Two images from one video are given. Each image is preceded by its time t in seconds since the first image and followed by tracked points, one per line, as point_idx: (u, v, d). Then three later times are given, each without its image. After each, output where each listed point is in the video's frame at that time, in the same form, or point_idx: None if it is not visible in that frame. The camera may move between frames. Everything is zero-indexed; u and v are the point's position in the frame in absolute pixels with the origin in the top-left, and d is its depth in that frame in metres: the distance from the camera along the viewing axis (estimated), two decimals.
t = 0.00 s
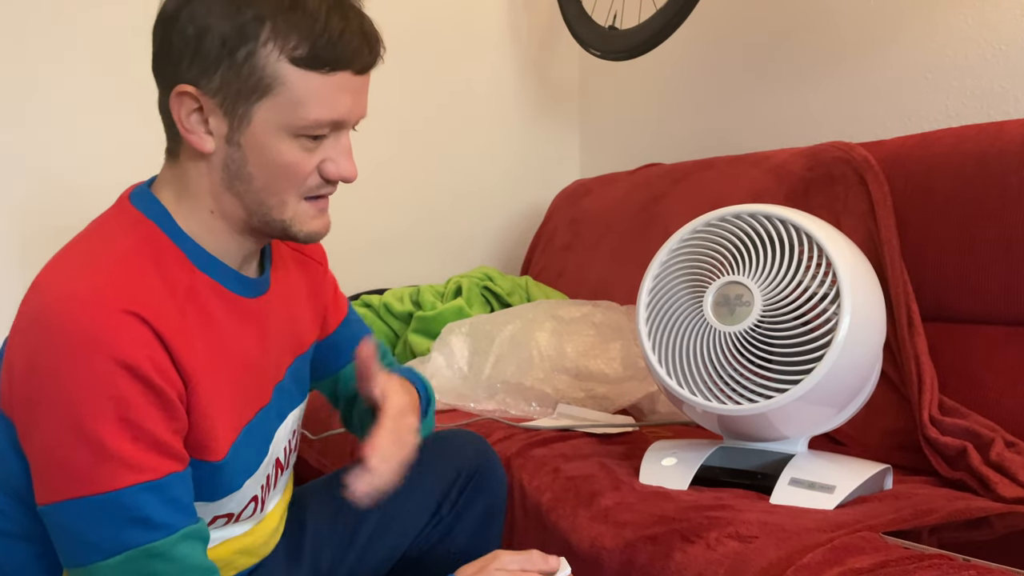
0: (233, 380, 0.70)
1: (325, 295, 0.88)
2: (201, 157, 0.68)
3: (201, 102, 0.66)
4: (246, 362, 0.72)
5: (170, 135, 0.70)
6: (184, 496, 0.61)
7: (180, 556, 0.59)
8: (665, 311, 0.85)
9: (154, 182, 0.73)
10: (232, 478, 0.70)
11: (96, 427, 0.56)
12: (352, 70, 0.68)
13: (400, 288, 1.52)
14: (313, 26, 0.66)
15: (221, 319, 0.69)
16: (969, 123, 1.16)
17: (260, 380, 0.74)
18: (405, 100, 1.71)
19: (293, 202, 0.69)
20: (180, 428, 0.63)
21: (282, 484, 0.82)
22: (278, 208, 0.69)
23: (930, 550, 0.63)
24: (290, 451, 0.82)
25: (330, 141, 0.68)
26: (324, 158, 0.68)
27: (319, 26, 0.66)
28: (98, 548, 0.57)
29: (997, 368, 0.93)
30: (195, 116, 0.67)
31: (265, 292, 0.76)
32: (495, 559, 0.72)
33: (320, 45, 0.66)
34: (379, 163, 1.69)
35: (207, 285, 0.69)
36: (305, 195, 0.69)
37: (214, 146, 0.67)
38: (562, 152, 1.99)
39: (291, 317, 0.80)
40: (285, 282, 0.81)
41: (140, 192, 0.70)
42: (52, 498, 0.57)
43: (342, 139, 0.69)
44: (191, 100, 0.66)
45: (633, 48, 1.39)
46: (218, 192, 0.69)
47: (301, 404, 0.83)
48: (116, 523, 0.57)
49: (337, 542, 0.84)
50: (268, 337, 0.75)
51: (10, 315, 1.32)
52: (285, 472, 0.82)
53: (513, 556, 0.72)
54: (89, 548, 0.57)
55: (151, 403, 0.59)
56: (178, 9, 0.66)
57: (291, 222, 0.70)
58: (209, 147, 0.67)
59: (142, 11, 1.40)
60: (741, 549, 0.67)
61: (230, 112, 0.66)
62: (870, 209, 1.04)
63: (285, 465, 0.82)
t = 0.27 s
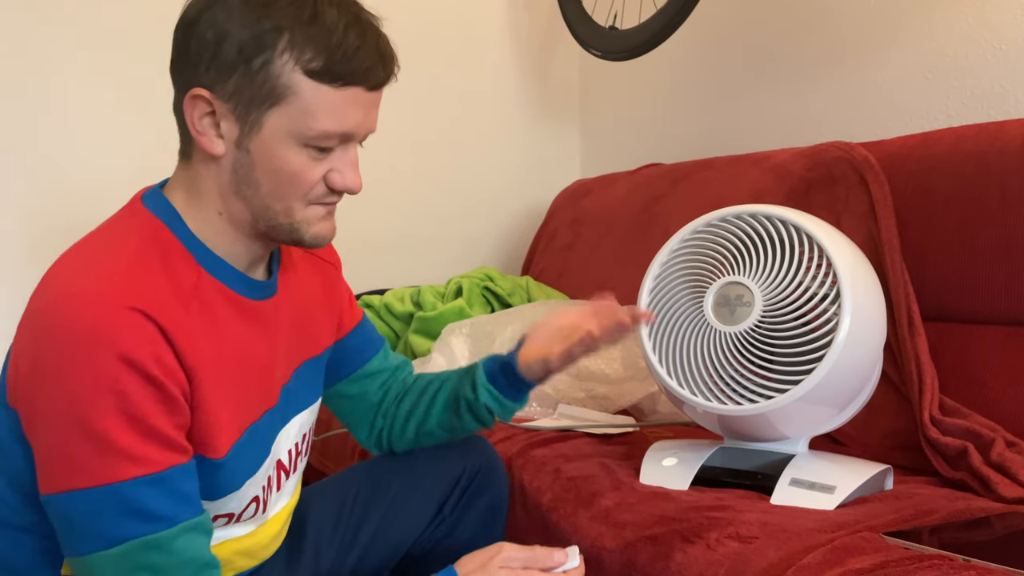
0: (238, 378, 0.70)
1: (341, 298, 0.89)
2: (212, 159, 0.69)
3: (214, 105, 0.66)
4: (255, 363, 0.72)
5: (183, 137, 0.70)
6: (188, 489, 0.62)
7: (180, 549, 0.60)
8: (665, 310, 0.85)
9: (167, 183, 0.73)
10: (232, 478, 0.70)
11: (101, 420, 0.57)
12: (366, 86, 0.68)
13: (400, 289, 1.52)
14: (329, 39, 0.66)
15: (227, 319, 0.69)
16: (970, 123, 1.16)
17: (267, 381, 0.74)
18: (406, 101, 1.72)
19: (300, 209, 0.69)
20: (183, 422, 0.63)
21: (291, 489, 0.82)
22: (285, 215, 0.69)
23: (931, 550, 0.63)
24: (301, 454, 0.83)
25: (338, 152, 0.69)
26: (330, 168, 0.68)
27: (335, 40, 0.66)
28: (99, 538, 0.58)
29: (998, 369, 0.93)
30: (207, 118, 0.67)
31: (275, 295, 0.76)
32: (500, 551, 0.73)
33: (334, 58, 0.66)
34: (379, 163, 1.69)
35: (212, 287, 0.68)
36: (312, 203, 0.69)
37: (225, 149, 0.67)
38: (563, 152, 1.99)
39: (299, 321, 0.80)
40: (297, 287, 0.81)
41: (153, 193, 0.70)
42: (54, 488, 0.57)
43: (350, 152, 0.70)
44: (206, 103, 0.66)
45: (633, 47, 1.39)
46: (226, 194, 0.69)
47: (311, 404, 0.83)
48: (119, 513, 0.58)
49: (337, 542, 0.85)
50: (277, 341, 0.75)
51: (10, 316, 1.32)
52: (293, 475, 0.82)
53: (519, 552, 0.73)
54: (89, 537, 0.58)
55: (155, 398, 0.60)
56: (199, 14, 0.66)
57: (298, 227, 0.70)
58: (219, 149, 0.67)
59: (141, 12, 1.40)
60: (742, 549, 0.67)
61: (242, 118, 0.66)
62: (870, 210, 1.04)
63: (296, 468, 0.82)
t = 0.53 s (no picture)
0: (249, 375, 0.70)
1: (346, 299, 0.89)
2: (219, 153, 0.69)
3: (221, 99, 0.66)
4: (264, 361, 0.72)
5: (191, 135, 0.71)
6: (206, 475, 0.62)
7: (200, 535, 0.60)
8: (665, 310, 0.85)
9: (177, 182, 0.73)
10: (241, 475, 0.70)
11: (118, 412, 0.57)
12: (370, 78, 0.68)
13: (400, 289, 1.52)
14: (333, 31, 0.66)
15: (237, 315, 0.69)
16: (970, 122, 1.15)
17: (277, 378, 0.73)
18: (406, 100, 1.71)
19: (307, 203, 0.69)
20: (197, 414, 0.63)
21: (298, 488, 0.82)
22: (292, 208, 0.69)
23: (933, 550, 0.63)
24: (306, 453, 0.83)
25: (343, 143, 0.68)
26: (336, 161, 0.68)
27: (339, 32, 0.66)
28: (119, 528, 0.58)
29: (999, 368, 0.93)
30: (214, 113, 0.67)
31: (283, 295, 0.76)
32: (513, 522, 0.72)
33: (338, 50, 0.66)
34: (379, 163, 1.69)
35: (221, 287, 0.68)
36: (321, 196, 0.69)
37: (231, 142, 0.67)
38: (563, 152, 1.98)
39: (306, 320, 0.80)
40: (303, 285, 0.81)
41: (162, 193, 0.70)
42: (71, 481, 0.57)
43: (354, 143, 0.69)
44: (212, 97, 0.66)
45: (634, 46, 1.39)
46: (235, 189, 0.69)
47: (319, 403, 0.84)
48: (139, 501, 0.58)
49: (338, 541, 0.85)
50: (286, 341, 0.75)
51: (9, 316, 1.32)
52: (299, 475, 0.83)
53: (532, 521, 0.71)
54: (109, 527, 0.58)
55: (169, 392, 0.60)
56: (205, 11, 0.66)
57: (305, 221, 0.69)
58: (226, 143, 0.67)
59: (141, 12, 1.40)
60: (743, 549, 0.67)
61: (248, 110, 0.66)
62: (871, 208, 1.03)
63: (302, 468, 0.83)
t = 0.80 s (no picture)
0: (243, 384, 0.70)
1: (343, 298, 0.89)
2: (209, 149, 0.69)
3: (208, 95, 0.66)
4: (259, 364, 0.72)
5: (183, 135, 0.71)
6: (200, 487, 0.62)
7: (194, 547, 0.61)
8: (665, 311, 0.85)
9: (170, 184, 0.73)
10: (236, 481, 0.70)
11: (111, 424, 0.57)
12: (357, 69, 0.68)
13: (401, 289, 1.52)
14: (318, 23, 0.66)
15: (232, 323, 0.69)
16: (971, 122, 1.15)
17: (271, 385, 0.73)
18: (406, 101, 1.71)
19: (300, 197, 0.69)
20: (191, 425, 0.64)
21: (296, 492, 0.82)
22: (285, 202, 0.68)
23: (934, 551, 0.63)
24: (306, 457, 0.83)
25: (334, 135, 0.68)
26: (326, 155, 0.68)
27: (323, 24, 0.66)
28: (114, 539, 0.58)
29: (1000, 367, 0.92)
30: (202, 109, 0.67)
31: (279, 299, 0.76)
32: (505, 543, 0.72)
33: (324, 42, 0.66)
34: (379, 164, 1.69)
35: (216, 291, 0.68)
36: (312, 190, 0.69)
37: (221, 139, 0.67)
38: (563, 152, 1.98)
39: (302, 321, 0.80)
40: (297, 284, 0.81)
41: (157, 196, 0.70)
42: (64, 491, 0.57)
43: (347, 137, 0.69)
44: (200, 94, 0.66)
45: (634, 46, 1.39)
46: (227, 186, 0.69)
47: (317, 404, 0.84)
48: (133, 514, 0.58)
49: (336, 545, 0.84)
50: (281, 343, 0.75)
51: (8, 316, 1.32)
52: (299, 478, 0.83)
53: (525, 542, 0.72)
54: (104, 538, 0.58)
55: (162, 402, 0.60)
56: (190, 10, 0.66)
57: (297, 216, 0.69)
58: (216, 140, 0.67)
59: (142, 12, 1.40)
60: (744, 550, 0.67)
61: (236, 105, 0.66)
62: (871, 208, 1.03)
63: (302, 470, 0.83)
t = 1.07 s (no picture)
0: (236, 389, 0.70)
1: (335, 298, 0.90)
2: (218, 158, 0.68)
3: (223, 105, 0.66)
4: (252, 368, 0.72)
5: (180, 143, 0.69)
6: (190, 494, 0.63)
7: (185, 554, 0.61)
8: (665, 313, 0.85)
9: (162, 188, 0.73)
10: (227, 485, 0.71)
11: (102, 433, 0.57)
12: (366, 75, 0.70)
13: (401, 291, 1.52)
14: (332, 31, 0.67)
15: (223, 327, 0.69)
16: (971, 122, 1.15)
17: (263, 389, 0.74)
18: (406, 102, 1.71)
19: (312, 202, 0.70)
20: (181, 432, 0.64)
21: (292, 493, 0.82)
22: (298, 208, 0.69)
23: (934, 553, 0.63)
24: (300, 457, 0.83)
25: (344, 139, 0.69)
26: (337, 158, 0.69)
27: (338, 32, 0.67)
28: (104, 548, 0.59)
29: (1000, 368, 0.92)
30: (215, 120, 0.66)
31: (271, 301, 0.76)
32: (498, 542, 0.72)
33: (338, 50, 0.67)
34: (379, 165, 1.69)
35: (210, 296, 0.68)
36: (326, 194, 0.70)
37: (234, 148, 0.67)
38: (564, 153, 1.98)
39: (295, 323, 0.81)
40: (290, 286, 0.81)
41: (148, 200, 0.70)
42: (56, 499, 0.58)
43: (354, 140, 0.71)
44: (213, 105, 0.66)
45: (634, 47, 1.39)
46: (234, 194, 0.69)
47: (312, 405, 0.84)
48: (123, 522, 0.59)
49: (331, 547, 0.85)
50: (274, 346, 0.75)
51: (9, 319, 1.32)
52: (293, 480, 0.83)
53: (518, 542, 0.72)
54: (95, 547, 0.59)
55: (154, 410, 0.60)
56: (195, 18, 0.66)
57: (308, 221, 0.70)
58: (229, 150, 0.67)
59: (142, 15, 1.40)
60: (744, 552, 0.67)
61: (252, 115, 0.66)
62: (872, 209, 1.03)
63: (296, 472, 0.83)
